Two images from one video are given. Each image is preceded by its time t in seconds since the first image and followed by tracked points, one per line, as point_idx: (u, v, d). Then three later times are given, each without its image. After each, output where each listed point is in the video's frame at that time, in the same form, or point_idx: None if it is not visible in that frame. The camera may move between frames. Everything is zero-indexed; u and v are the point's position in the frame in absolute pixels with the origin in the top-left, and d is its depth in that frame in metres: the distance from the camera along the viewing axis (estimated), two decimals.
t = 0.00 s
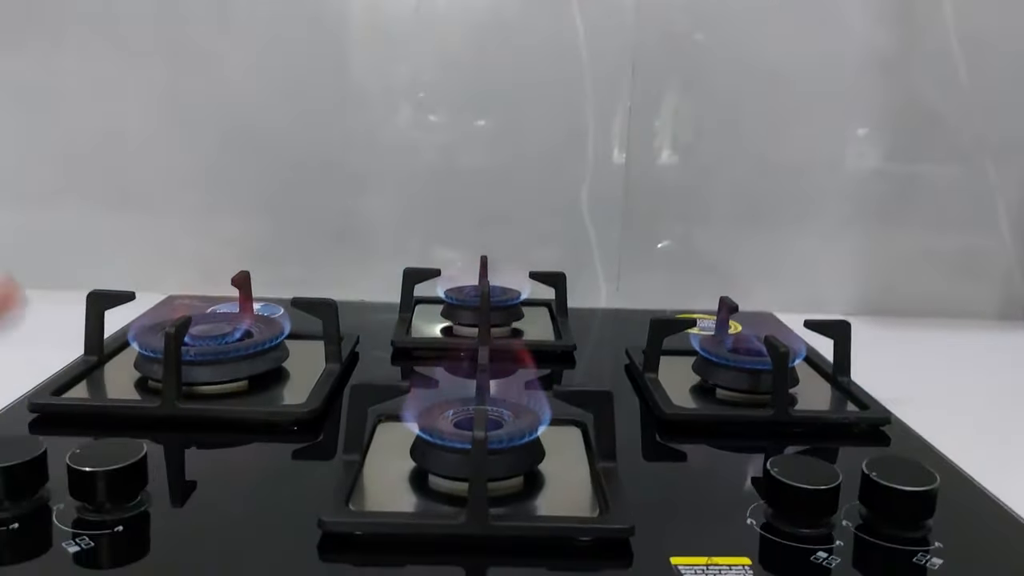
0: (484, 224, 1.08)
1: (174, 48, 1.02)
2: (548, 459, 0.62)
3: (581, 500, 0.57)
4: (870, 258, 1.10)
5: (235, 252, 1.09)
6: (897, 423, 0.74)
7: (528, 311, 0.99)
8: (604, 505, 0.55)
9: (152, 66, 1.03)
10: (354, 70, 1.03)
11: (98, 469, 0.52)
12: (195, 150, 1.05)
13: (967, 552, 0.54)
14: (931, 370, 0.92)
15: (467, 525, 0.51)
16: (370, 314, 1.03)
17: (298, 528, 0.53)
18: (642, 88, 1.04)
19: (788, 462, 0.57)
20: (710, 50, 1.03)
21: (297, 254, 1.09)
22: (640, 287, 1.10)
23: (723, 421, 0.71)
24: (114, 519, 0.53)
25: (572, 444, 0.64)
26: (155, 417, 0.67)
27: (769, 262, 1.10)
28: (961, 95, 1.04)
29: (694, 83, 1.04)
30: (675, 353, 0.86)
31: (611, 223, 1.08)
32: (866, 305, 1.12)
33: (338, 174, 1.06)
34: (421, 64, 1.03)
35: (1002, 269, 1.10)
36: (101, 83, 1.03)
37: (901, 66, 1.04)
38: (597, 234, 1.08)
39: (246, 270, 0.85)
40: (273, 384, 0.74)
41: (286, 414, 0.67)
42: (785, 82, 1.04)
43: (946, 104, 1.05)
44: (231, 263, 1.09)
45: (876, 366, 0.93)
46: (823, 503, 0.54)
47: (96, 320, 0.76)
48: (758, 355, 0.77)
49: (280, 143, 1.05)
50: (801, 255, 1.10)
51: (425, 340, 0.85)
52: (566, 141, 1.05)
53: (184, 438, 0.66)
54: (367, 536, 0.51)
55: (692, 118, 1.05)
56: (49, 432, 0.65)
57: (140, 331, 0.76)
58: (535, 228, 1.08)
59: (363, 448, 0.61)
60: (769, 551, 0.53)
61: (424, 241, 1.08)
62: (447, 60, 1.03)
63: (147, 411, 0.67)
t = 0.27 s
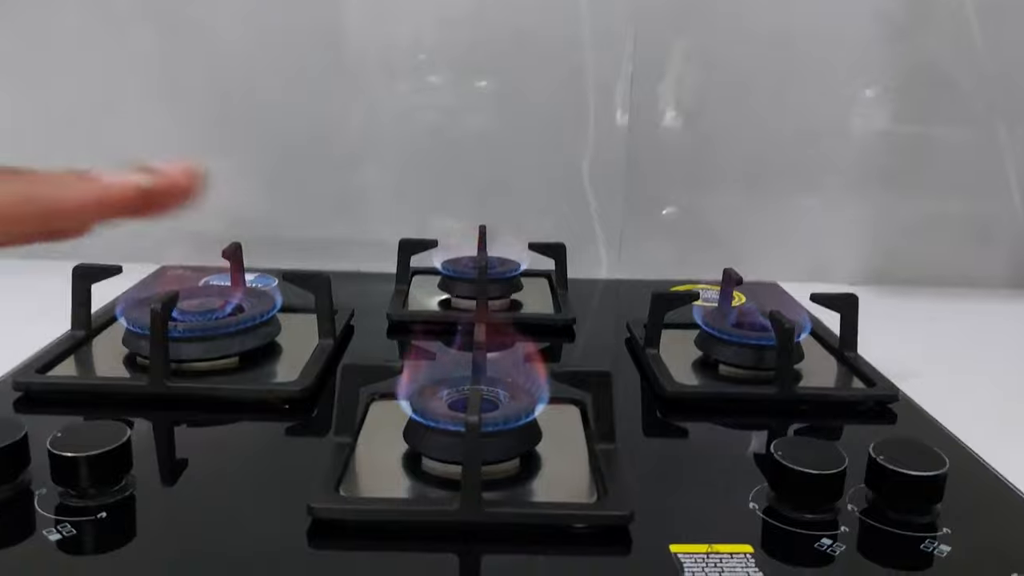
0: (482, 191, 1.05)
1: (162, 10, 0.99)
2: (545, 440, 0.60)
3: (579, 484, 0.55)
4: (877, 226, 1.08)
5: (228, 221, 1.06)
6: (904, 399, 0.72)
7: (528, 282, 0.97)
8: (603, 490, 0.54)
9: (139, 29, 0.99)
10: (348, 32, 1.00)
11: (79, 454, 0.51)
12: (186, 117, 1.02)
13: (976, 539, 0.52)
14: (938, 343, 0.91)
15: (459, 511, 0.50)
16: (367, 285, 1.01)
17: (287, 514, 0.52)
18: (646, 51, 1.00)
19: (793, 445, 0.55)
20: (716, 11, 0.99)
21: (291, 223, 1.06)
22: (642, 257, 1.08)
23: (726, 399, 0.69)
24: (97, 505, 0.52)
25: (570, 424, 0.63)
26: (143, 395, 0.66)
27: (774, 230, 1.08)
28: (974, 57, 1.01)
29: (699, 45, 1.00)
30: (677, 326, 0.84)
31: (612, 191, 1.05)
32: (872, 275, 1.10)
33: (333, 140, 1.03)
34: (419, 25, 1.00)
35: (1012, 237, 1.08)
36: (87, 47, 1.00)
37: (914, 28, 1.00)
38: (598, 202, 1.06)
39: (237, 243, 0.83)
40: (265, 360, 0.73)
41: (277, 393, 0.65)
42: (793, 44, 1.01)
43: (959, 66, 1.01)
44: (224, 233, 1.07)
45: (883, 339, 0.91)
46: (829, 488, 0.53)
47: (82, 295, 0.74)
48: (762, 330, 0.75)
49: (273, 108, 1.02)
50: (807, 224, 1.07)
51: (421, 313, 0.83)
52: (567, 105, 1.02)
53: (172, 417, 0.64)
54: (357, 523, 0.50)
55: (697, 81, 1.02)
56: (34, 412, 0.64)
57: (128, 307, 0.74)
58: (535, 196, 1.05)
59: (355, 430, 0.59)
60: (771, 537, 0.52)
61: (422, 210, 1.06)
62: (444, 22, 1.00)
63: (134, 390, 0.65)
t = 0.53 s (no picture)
0: (478, 162, 1.03)
1: None
2: (538, 429, 0.59)
3: (572, 477, 0.54)
4: (883, 197, 1.05)
5: (218, 193, 1.04)
6: (907, 380, 0.71)
7: (525, 257, 0.95)
8: (595, 483, 0.52)
9: None
10: None
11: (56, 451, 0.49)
12: (173, 85, 0.99)
13: (981, 533, 0.50)
14: (943, 317, 0.89)
15: (447, 509, 0.49)
16: (360, 259, 0.99)
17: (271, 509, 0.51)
18: (647, 14, 0.97)
19: (793, 436, 0.53)
20: None
21: (283, 196, 1.04)
22: (642, 228, 1.06)
23: (725, 382, 0.67)
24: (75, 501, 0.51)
25: (564, 412, 0.61)
26: (127, 381, 0.64)
27: (777, 200, 1.05)
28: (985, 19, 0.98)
29: (702, 7, 0.97)
30: (676, 304, 0.82)
31: (611, 160, 1.03)
32: (877, 246, 1.07)
33: (325, 109, 1.00)
34: None
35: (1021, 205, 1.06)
36: (70, 13, 0.97)
37: None
38: (597, 172, 1.03)
39: (225, 222, 0.81)
40: (253, 343, 0.71)
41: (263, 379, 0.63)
42: (800, 6, 0.97)
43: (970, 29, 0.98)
44: (215, 206, 1.04)
45: (887, 313, 0.89)
46: (829, 481, 0.51)
47: (65, 276, 0.73)
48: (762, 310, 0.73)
49: (262, 76, 0.99)
50: (811, 193, 1.05)
51: (414, 293, 0.81)
52: (565, 72, 0.99)
53: (156, 404, 0.63)
54: (343, 519, 0.49)
55: (700, 46, 0.99)
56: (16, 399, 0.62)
57: (113, 289, 0.72)
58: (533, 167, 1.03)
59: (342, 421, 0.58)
60: (769, 532, 0.50)
61: (416, 182, 1.03)
62: None
63: (117, 377, 0.64)
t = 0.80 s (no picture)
0: (475, 134, 1.01)
1: None
2: (535, 414, 0.58)
3: (568, 466, 0.53)
4: (888, 167, 1.03)
5: (210, 168, 1.02)
6: (911, 359, 0.70)
7: (523, 233, 0.93)
8: (592, 474, 0.51)
9: None
10: None
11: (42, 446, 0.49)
12: (162, 57, 0.98)
13: (983, 521, 0.50)
14: (947, 289, 0.87)
15: (440, 502, 0.48)
16: (355, 235, 0.97)
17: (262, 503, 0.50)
18: None
19: (792, 423, 0.52)
20: None
21: (278, 171, 1.02)
22: (642, 201, 1.04)
23: (724, 364, 0.66)
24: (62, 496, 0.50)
25: (562, 396, 0.60)
26: (117, 367, 0.63)
27: (779, 172, 1.03)
28: None
29: None
30: (676, 282, 0.81)
31: (610, 131, 1.01)
32: (882, 218, 1.06)
33: (318, 81, 0.99)
34: None
35: None
36: None
37: None
38: (596, 144, 1.01)
39: (215, 199, 0.79)
40: (245, 326, 0.70)
41: (255, 364, 0.63)
42: None
43: None
44: (208, 183, 1.03)
45: (891, 288, 0.88)
46: (829, 470, 0.50)
47: (52, 259, 0.71)
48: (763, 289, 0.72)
49: (254, 47, 0.97)
50: (814, 164, 1.03)
51: (409, 271, 0.80)
52: (562, 41, 0.97)
53: (147, 391, 0.62)
54: (335, 513, 0.48)
55: (700, 12, 0.96)
56: (5, 387, 0.62)
57: (101, 271, 0.71)
58: (531, 140, 1.01)
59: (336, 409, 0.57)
60: (768, 522, 0.50)
61: (413, 155, 1.02)
62: None
63: (106, 363, 0.63)
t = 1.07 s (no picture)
0: (474, 81, 0.99)
1: None
2: (533, 374, 0.57)
3: (567, 428, 0.53)
4: (897, 113, 1.01)
5: (204, 119, 1.00)
6: (916, 315, 0.69)
7: (523, 184, 0.92)
8: (591, 437, 0.51)
9: None
10: None
11: (35, 412, 0.48)
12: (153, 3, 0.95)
13: (986, 485, 0.49)
14: (954, 239, 0.86)
15: (438, 467, 0.47)
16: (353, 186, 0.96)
17: (258, 468, 0.50)
18: None
19: (794, 385, 0.52)
20: None
21: (274, 120, 1.00)
22: (645, 150, 1.02)
23: (725, 321, 0.65)
24: (58, 461, 0.50)
25: (562, 355, 0.59)
26: (111, 327, 0.62)
27: (785, 119, 1.01)
28: None
29: None
30: (678, 235, 0.80)
31: (613, 78, 0.99)
32: (891, 165, 1.04)
33: (313, 26, 0.96)
34: None
35: None
36: None
37: None
38: (598, 90, 0.99)
39: (207, 152, 0.78)
40: (241, 283, 0.69)
41: (250, 324, 0.62)
42: None
43: None
44: (202, 132, 1.01)
45: (897, 238, 0.86)
46: (831, 433, 0.50)
47: (43, 216, 0.70)
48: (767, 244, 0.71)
49: None
50: (821, 110, 1.01)
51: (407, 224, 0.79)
52: None
53: (142, 350, 0.61)
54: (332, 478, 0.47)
55: None
56: None
57: (93, 229, 0.70)
58: (531, 87, 0.99)
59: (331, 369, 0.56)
60: (769, 487, 0.49)
61: (411, 104, 1.00)
62: None
63: (100, 323, 0.62)
